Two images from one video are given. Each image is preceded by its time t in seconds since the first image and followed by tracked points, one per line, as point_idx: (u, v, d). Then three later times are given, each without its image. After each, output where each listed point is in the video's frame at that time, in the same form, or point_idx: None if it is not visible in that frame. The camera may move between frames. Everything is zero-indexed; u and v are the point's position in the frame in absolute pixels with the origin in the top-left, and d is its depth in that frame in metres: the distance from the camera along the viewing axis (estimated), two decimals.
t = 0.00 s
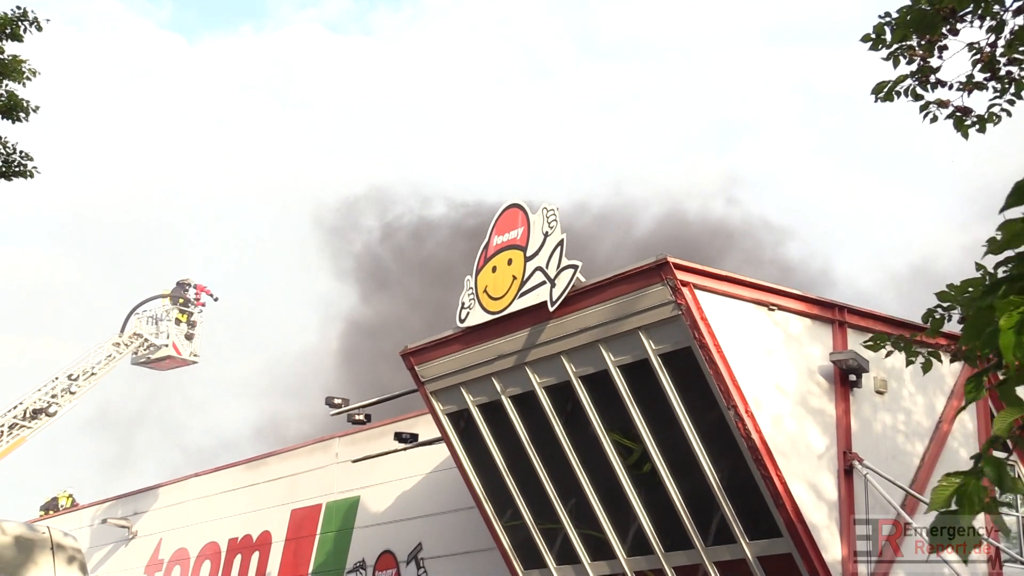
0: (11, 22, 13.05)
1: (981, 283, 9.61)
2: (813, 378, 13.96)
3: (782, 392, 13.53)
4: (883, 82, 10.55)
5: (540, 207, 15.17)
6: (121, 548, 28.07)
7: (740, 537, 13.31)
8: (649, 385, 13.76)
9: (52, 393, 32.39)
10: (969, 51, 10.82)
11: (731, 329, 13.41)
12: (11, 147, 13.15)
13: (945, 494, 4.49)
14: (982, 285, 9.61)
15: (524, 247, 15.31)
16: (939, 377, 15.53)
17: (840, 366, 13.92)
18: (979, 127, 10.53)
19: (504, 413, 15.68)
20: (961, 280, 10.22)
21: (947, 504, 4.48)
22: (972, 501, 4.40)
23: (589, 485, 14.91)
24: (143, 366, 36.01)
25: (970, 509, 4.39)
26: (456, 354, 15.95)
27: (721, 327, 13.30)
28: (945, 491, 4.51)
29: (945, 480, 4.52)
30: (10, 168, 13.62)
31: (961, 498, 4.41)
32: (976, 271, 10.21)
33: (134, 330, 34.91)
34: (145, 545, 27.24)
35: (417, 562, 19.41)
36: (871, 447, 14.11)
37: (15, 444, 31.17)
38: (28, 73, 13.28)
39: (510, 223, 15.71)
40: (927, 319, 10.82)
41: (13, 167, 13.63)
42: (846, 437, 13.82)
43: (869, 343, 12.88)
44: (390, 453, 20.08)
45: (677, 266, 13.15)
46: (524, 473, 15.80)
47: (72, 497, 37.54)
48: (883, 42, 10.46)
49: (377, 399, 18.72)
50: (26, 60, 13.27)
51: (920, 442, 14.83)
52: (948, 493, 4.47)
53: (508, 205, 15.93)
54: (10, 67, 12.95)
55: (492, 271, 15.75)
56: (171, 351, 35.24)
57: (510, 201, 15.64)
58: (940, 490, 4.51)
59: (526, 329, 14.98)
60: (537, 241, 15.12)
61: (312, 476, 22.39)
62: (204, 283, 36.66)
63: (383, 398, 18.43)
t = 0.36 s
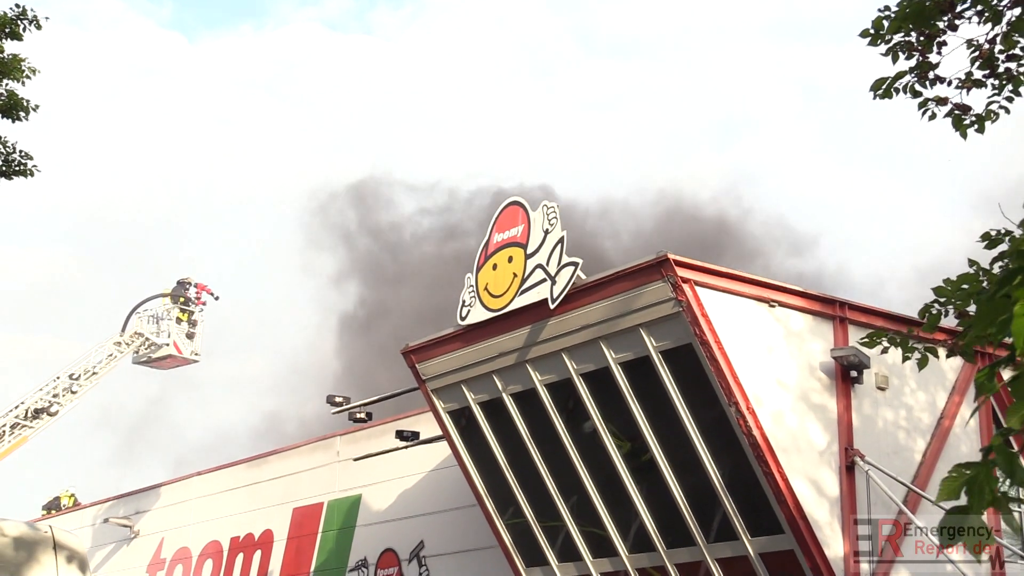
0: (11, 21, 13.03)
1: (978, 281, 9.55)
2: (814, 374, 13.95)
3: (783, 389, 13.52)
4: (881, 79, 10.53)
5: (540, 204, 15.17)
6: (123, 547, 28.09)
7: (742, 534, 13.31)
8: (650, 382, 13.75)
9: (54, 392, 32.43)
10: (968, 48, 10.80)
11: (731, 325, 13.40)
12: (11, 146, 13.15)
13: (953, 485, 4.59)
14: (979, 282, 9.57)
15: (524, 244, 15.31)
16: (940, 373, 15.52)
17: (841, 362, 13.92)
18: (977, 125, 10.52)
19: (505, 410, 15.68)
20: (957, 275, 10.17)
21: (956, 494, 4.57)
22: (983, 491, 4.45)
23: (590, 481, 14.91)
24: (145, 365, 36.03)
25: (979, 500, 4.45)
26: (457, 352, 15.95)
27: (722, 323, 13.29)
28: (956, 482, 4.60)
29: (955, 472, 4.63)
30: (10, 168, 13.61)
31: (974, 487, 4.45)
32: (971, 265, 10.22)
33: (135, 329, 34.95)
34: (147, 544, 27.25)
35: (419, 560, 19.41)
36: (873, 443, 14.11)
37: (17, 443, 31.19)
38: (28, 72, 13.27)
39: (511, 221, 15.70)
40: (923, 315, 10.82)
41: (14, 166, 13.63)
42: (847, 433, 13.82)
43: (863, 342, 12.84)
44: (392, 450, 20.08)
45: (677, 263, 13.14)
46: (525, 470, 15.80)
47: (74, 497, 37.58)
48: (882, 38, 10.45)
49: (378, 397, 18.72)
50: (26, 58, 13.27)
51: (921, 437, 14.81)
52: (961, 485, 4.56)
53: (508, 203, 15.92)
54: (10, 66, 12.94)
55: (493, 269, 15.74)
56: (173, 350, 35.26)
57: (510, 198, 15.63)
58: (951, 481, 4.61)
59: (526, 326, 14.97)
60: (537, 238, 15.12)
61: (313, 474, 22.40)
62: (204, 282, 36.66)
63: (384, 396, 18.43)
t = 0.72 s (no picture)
0: (13, 19, 13.05)
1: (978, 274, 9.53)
2: (816, 372, 13.95)
3: (784, 388, 13.51)
4: (883, 78, 10.51)
5: (542, 202, 15.16)
6: (125, 545, 28.12)
7: (744, 532, 13.31)
8: (652, 380, 13.75)
9: (56, 390, 32.47)
10: (969, 47, 10.79)
11: (733, 323, 13.40)
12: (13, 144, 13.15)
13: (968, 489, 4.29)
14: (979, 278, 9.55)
15: (526, 242, 15.30)
16: (942, 370, 15.51)
17: (843, 360, 13.91)
18: (978, 125, 10.50)
19: (507, 408, 15.67)
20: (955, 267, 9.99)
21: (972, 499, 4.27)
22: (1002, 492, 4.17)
23: (592, 479, 14.91)
24: (147, 363, 36.06)
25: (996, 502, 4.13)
26: (459, 350, 15.95)
27: (724, 321, 13.29)
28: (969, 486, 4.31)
29: (969, 475, 4.32)
30: (12, 166, 13.62)
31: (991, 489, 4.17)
32: (969, 259, 10.19)
33: (137, 328, 35.00)
34: (149, 542, 27.27)
35: (421, 558, 19.41)
36: (875, 441, 14.10)
37: (19, 441, 31.21)
38: (29, 70, 13.27)
39: (513, 219, 15.70)
40: (921, 307, 10.76)
41: (16, 164, 13.64)
42: (849, 431, 13.81)
43: (862, 334, 12.83)
44: (394, 449, 20.08)
45: (679, 260, 13.14)
46: (527, 468, 15.79)
47: (76, 494, 37.60)
48: (883, 37, 10.43)
49: (380, 395, 18.72)
50: (28, 56, 13.27)
51: (924, 435, 14.81)
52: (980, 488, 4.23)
53: (510, 200, 15.92)
54: (12, 64, 12.94)
55: (495, 267, 15.73)
56: (174, 348, 35.25)
57: (513, 196, 15.62)
58: (965, 485, 4.31)
59: (528, 324, 14.97)
60: (539, 236, 15.12)
61: (316, 472, 22.40)
62: (206, 280, 36.68)
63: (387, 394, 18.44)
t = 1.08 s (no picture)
0: (14, 17, 13.05)
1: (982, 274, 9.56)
2: (818, 371, 13.95)
3: (786, 387, 13.50)
4: (885, 76, 10.51)
5: (544, 201, 15.16)
6: (127, 544, 28.14)
7: (746, 530, 13.31)
8: (654, 379, 13.74)
9: (58, 389, 32.49)
10: (971, 45, 10.77)
11: (735, 322, 13.40)
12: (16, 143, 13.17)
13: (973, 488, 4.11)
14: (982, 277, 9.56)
15: (528, 241, 15.29)
16: (944, 369, 15.51)
17: (846, 358, 13.90)
18: (981, 123, 10.49)
19: (509, 407, 15.67)
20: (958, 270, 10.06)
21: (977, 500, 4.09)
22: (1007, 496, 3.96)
23: (594, 477, 14.91)
24: (149, 362, 36.07)
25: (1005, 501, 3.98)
26: (461, 348, 15.95)
27: (725, 319, 13.29)
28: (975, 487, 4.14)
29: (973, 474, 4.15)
30: (14, 164, 13.62)
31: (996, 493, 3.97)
32: (972, 259, 10.17)
33: (139, 327, 35.03)
34: (151, 541, 27.28)
35: (423, 557, 19.42)
36: (877, 440, 14.10)
37: (21, 440, 31.23)
38: (31, 69, 13.28)
39: (515, 217, 15.70)
40: (925, 310, 10.77)
41: (17, 163, 13.64)
42: (851, 430, 13.80)
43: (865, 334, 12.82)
44: (396, 447, 20.09)
45: (681, 259, 13.13)
46: (529, 467, 15.79)
47: (78, 494, 37.62)
48: (885, 35, 10.42)
49: (382, 394, 18.72)
50: (30, 55, 13.28)
51: (926, 434, 14.80)
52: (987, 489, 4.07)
53: (512, 199, 15.91)
54: (14, 62, 12.94)
55: (497, 265, 15.73)
56: (176, 347, 35.24)
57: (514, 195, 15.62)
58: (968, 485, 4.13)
59: (530, 323, 14.97)
60: (541, 234, 15.11)
61: (317, 471, 22.40)
62: (208, 279, 36.68)
63: (389, 393, 18.45)
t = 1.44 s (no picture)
0: (18, 18, 13.07)
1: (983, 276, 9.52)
2: (820, 372, 13.95)
3: (787, 388, 13.50)
4: (887, 76, 10.50)
5: (546, 201, 15.15)
6: (129, 544, 28.17)
7: (747, 531, 13.30)
8: (655, 379, 13.74)
9: (60, 389, 32.50)
10: (974, 45, 10.76)
11: (737, 323, 13.40)
12: (18, 144, 13.18)
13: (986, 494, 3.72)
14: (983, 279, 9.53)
15: (530, 241, 15.30)
16: (946, 370, 15.50)
17: (847, 359, 13.91)
18: (984, 123, 10.48)
19: (511, 407, 15.67)
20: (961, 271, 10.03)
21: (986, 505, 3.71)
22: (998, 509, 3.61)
23: (595, 478, 14.90)
24: (151, 362, 36.09)
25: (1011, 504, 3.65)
26: (462, 349, 15.95)
27: (727, 320, 13.29)
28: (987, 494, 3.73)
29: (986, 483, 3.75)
30: (16, 165, 13.63)
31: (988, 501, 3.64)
32: (975, 261, 10.16)
33: (140, 327, 35.06)
34: (152, 540, 27.29)
35: (424, 558, 19.42)
36: (878, 441, 14.09)
37: (23, 440, 31.27)
38: (34, 70, 13.29)
39: (516, 218, 15.70)
40: (927, 311, 10.75)
41: (20, 164, 13.65)
42: (852, 431, 13.80)
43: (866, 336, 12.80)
44: (397, 448, 20.09)
45: (683, 260, 13.13)
46: (531, 468, 15.79)
47: (80, 493, 37.64)
48: (887, 35, 10.41)
49: (384, 394, 18.73)
50: (32, 56, 13.29)
51: (927, 435, 14.79)
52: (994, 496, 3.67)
53: (513, 200, 15.92)
54: (16, 63, 12.95)
55: (498, 266, 15.73)
56: (178, 347, 35.25)
57: (516, 196, 15.63)
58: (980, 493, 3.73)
59: (532, 323, 14.97)
60: (543, 235, 15.11)
61: (319, 471, 22.41)
62: (210, 280, 36.67)
63: (390, 393, 18.46)
